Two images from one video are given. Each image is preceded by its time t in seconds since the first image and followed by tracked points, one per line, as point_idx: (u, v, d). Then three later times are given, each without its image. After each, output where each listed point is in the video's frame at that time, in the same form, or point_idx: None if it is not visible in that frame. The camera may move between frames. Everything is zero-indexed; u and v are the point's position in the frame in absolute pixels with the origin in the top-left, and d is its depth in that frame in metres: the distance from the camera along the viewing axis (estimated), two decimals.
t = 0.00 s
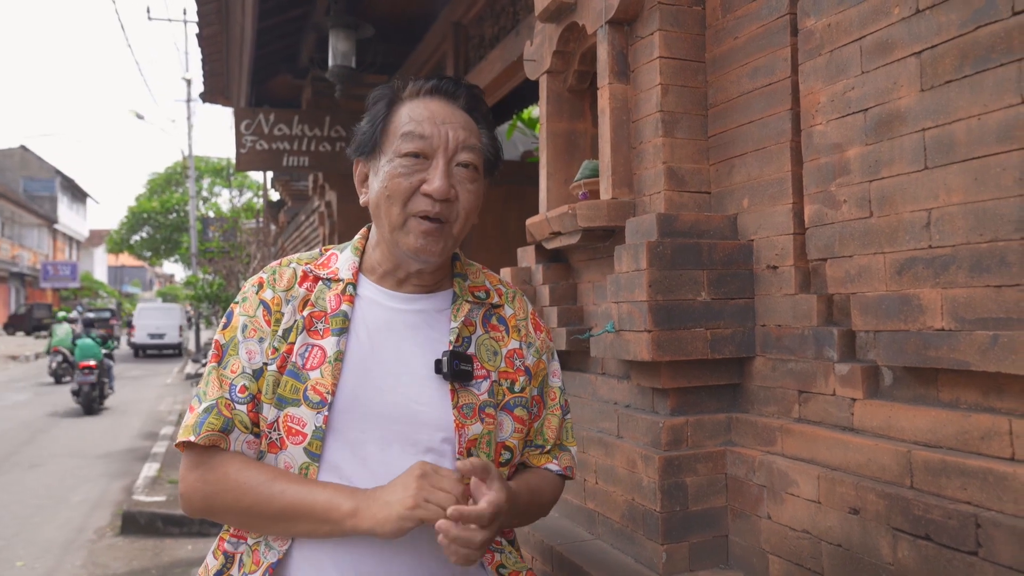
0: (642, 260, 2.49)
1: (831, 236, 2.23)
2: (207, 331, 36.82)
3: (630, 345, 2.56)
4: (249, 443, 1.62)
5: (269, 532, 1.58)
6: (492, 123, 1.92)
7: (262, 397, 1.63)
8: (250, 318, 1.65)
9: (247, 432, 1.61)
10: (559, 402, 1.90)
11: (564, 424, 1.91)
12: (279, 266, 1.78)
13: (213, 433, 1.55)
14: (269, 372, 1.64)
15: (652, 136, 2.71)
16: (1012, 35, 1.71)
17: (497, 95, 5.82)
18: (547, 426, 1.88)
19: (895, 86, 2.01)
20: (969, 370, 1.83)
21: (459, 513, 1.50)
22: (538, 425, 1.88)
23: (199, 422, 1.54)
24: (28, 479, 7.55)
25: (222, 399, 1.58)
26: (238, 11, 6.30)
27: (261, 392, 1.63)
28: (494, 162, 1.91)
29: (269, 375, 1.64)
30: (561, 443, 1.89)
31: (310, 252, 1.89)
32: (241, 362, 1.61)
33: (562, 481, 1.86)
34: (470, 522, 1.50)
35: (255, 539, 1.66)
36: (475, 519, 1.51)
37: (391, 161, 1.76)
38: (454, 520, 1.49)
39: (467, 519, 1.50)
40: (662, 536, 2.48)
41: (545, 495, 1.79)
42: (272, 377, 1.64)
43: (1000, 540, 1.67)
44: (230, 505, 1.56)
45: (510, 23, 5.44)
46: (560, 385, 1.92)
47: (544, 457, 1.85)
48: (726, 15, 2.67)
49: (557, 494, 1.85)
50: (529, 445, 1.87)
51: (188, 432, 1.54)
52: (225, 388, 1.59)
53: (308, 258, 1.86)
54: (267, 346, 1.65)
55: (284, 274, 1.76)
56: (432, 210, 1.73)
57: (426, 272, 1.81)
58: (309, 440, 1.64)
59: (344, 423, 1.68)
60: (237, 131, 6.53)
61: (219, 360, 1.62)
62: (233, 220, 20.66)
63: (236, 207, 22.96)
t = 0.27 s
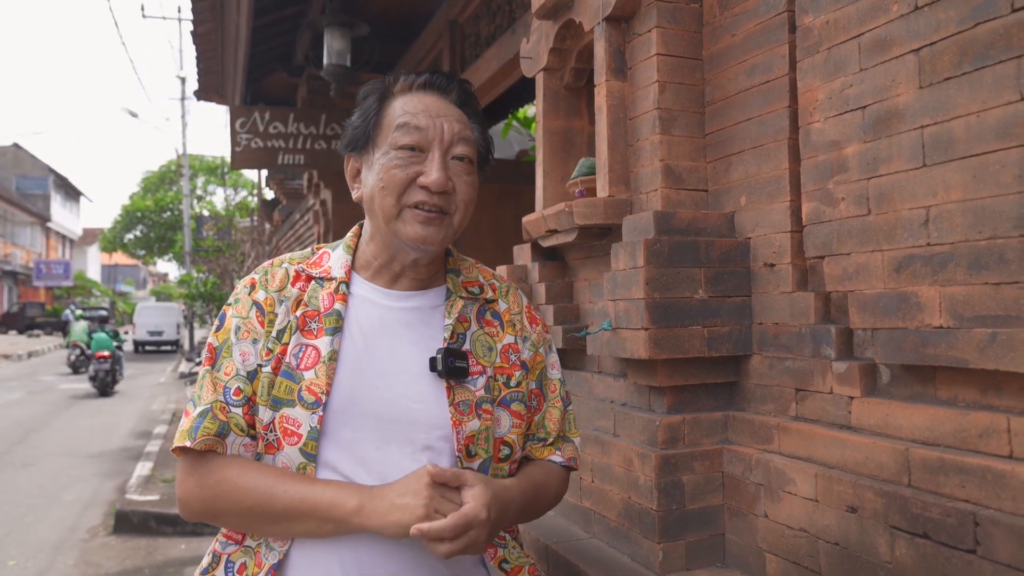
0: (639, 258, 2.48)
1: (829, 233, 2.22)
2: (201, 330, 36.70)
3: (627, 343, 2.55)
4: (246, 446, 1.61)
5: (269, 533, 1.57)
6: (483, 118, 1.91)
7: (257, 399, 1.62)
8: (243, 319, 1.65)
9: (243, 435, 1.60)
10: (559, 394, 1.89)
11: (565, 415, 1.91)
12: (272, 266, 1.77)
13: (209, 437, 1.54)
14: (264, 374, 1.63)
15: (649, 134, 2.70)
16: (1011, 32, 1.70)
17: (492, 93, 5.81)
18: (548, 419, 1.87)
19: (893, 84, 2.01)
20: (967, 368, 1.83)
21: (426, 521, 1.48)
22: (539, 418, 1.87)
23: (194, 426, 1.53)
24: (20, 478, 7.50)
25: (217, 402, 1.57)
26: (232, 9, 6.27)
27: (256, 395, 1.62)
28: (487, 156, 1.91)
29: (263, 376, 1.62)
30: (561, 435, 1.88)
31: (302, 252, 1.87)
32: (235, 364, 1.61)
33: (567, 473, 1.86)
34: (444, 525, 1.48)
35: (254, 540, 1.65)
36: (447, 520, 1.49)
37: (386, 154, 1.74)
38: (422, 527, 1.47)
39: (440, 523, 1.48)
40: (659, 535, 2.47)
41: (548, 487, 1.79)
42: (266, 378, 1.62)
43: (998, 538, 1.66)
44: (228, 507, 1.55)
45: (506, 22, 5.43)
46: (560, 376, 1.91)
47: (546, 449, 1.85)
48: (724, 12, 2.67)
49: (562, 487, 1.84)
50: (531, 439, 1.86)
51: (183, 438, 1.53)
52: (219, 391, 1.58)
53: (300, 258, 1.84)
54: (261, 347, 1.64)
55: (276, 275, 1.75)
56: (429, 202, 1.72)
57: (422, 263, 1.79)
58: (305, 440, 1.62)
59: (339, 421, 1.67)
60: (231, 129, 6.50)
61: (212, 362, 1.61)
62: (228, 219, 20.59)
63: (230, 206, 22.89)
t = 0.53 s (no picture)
0: (636, 255, 2.47)
1: (827, 231, 2.22)
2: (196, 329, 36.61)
3: (624, 341, 2.54)
4: (240, 442, 1.60)
5: (262, 531, 1.55)
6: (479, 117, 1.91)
7: (252, 396, 1.61)
8: (239, 316, 1.63)
9: (237, 433, 1.59)
10: (556, 394, 1.87)
11: (564, 416, 1.89)
12: (268, 264, 1.75)
13: (202, 434, 1.53)
14: (259, 371, 1.62)
15: (646, 131, 2.69)
16: (1011, 29, 1.70)
17: (489, 91, 5.79)
18: (546, 419, 1.86)
19: (891, 81, 2.00)
20: (965, 366, 1.82)
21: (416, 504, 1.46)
22: (534, 418, 1.86)
23: (188, 423, 1.52)
24: (13, 477, 7.46)
25: (211, 399, 1.55)
26: (227, 6, 6.24)
27: (251, 392, 1.61)
28: (483, 153, 1.92)
29: (258, 374, 1.61)
30: (558, 435, 1.87)
31: (299, 249, 1.87)
32: (230, 361, 1.59)
33: (563, 474, 1.84)
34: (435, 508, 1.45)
35: (248, 536, 1.64)
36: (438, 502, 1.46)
37: (384, 150, 1.72)
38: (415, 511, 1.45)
39: (431, 506, 1.46)
40: (656, 533, 2.46)
41: (543, 487, 1.77)
42: (261, 375, 1.61)
43: (997, 536, 1.66)
44: (221, 505, 1.54)
45: (502, 20, 5.42)
46: (557, 376, 1.89)
47: (540, 449, 1.83)
48: (721, 10, 2.66)
49: (558, 489, 1.83)
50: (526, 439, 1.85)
51: (177, 434, 1.52)
52: (214, 388, 1.57)
53: (298, 256, 1.84)
54: (256, 345, 1.62)
55: (273, 272, 1.73)
56: (427, 198, 1.69)
57: (419, 262, 1.77)
58: (300, 437, 1.61)
59: (335, 419, 1.66)
60: (226, 127, 6.47)
61: (208, 359, 1.59)
62: (223, 217, 20.53)
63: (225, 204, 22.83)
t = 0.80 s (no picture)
0: (634, 254, 2.46)
1: (825, 231, 2.22)
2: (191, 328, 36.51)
3: (622, 341, 2.54)
4: (237, 442, 1.59)
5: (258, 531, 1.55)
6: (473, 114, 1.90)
7: (249, 395, 1.60)
8: (236, 316, 1.62)
9: (234, 432, 1.58)
10: (552, 394, 1.86)
11: (560, 416, 1.89)
12: (266, 263, 1.74)
13: (199, 434, 1.53)
14: (257, 369, 1.61)
15: (644, 130, 2.69)
16: (1009, 29, 1.70)
17: (485, 90, 5.78)
18: (541, 419, 1.85)
19: (890, 81, 2.00)
20: (963, 366, 1.82)
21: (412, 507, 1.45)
22: (530, 418, 1.85)
23: (184, 423, 1.51)
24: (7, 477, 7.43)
25: (208, 399, 1.55)
26: (223, 3, 6.22)
27: (248, 391, 1.60)
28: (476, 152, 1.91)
29: (256, 373, 1.60)
30: (553, 435, 1.86)
31: (297, 249, 1.86)
32: (226, 361, 1.58)
33: (558, 474, 1.84)
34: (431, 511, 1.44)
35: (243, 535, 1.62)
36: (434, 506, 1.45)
37: (376, 156, 1.72)
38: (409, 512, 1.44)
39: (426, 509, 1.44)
40: (654, 534, 2.45)
41: (539, 488, 1.76)
42: (259, 374, 1.61)
43: (995, 536, 1.66)
44: (217, 504, 1.53)
45: (499, 19, 5.41)
46: (553, 376, 1.89)
47: (536, 449, 1.83)
48: (719, 9, 2.66)
49: (554, 489, 1.82)
50: (522, 439, 1.85)
51: (173, 434, 1.52)
52: (210, 388, 1.56)
53: (295, 255, 1.83)
54: (253, 344, 1.61)
55: (270, 271, 1.72)
56: (420, 205, 1.69)
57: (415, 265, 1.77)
58: (297, 436, 1.61)
59: (333, 418, 1.65)
60: (222, 125, 6.45)
61: (206, 360, 1.59)
62: (218, 216, 20.48)
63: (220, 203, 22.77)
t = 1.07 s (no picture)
0: (632, 254, 2.47)
1: (823, 231, 2.22)
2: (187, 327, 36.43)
3: (619, 340, 2.54)
4: (235, 446, 1.59)
5: (258, 532, 1.54)
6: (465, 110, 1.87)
7: (247, 398, 1.60)
8: (232, 320, 1.62)
9: (231, 436, 1.58)
10: (547, 393, 1.86)
11: (555, 415, 1.88)
12: (263, 266, 1.74)
13: (197, 439, 1.52)
14: (254, 372, 1.61)
15: (642, 130, 2.69)
16: (1007, 30, 1.70)
17: (482, 89, 5.78)
18: (538, 418, 1.84)
19: (888, 81, 2.01)
20: (960, 365, 1.83)
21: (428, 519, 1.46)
22: (527, 417, 1.84)
23: (182, 428, 1.51)
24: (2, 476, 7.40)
25: (205, 404, 1.55)
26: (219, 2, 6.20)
27: (245, 394, 1.60)
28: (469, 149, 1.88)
29: (253, 376, 1.60)
30: (549, 435, 1.85)
31: (294, 251, 1.85)
32: (224, 367, 1.58)
33: (554, 475, 1.82)
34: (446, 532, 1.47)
35: (249, 538, 1.62)
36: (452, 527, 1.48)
37: (365, 160, 1.71)
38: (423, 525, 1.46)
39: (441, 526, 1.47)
40: (651, 533, 2.45)
41: (537, 486, 1.75)
42: (256, 376, 1.61)
43: (993, 535, 1.66)
44: (212, 507, 1.54)
45: (496, 18, 5.41)
46: (549, 376, 1.89)
47: (533, 449, 1.82)
48: (717, 9, 2.66)
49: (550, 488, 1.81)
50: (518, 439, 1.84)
51: (172, 439, 1.51)
52: (208, 394, 1.56)
53: (292, 258, 1.82)
54: (250, 348, 1.61)
55: (267, 274, 1.72)
56: (411, 208, 1.69)
57: (411, 264, 1.78)
58: (292, 436, 1.60)
59: (331, 417, 1.64)
60: (218, 124, 6.43)
61: (204, 365, 1.59)
62: (214, 215, 20.44)
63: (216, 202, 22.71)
